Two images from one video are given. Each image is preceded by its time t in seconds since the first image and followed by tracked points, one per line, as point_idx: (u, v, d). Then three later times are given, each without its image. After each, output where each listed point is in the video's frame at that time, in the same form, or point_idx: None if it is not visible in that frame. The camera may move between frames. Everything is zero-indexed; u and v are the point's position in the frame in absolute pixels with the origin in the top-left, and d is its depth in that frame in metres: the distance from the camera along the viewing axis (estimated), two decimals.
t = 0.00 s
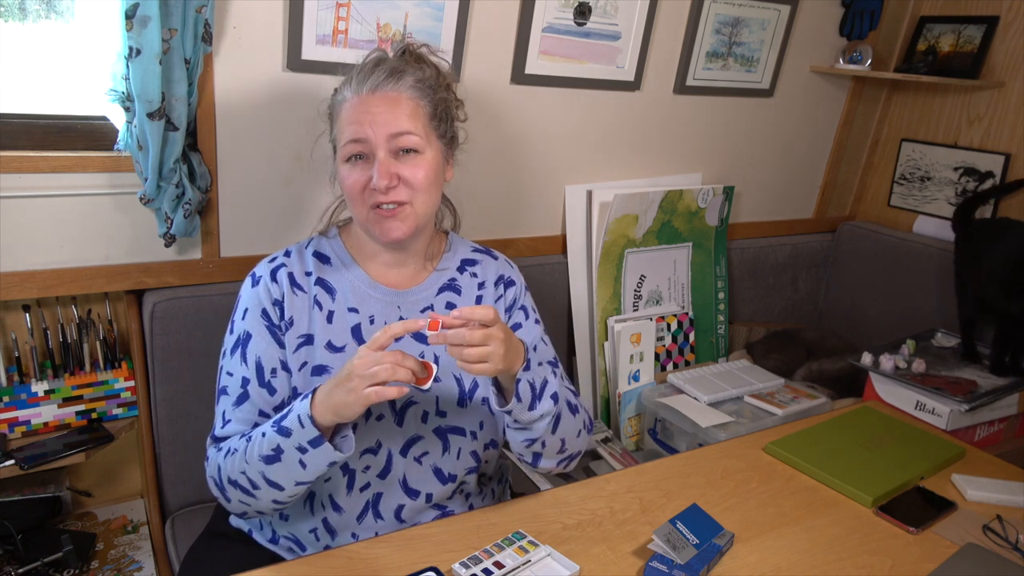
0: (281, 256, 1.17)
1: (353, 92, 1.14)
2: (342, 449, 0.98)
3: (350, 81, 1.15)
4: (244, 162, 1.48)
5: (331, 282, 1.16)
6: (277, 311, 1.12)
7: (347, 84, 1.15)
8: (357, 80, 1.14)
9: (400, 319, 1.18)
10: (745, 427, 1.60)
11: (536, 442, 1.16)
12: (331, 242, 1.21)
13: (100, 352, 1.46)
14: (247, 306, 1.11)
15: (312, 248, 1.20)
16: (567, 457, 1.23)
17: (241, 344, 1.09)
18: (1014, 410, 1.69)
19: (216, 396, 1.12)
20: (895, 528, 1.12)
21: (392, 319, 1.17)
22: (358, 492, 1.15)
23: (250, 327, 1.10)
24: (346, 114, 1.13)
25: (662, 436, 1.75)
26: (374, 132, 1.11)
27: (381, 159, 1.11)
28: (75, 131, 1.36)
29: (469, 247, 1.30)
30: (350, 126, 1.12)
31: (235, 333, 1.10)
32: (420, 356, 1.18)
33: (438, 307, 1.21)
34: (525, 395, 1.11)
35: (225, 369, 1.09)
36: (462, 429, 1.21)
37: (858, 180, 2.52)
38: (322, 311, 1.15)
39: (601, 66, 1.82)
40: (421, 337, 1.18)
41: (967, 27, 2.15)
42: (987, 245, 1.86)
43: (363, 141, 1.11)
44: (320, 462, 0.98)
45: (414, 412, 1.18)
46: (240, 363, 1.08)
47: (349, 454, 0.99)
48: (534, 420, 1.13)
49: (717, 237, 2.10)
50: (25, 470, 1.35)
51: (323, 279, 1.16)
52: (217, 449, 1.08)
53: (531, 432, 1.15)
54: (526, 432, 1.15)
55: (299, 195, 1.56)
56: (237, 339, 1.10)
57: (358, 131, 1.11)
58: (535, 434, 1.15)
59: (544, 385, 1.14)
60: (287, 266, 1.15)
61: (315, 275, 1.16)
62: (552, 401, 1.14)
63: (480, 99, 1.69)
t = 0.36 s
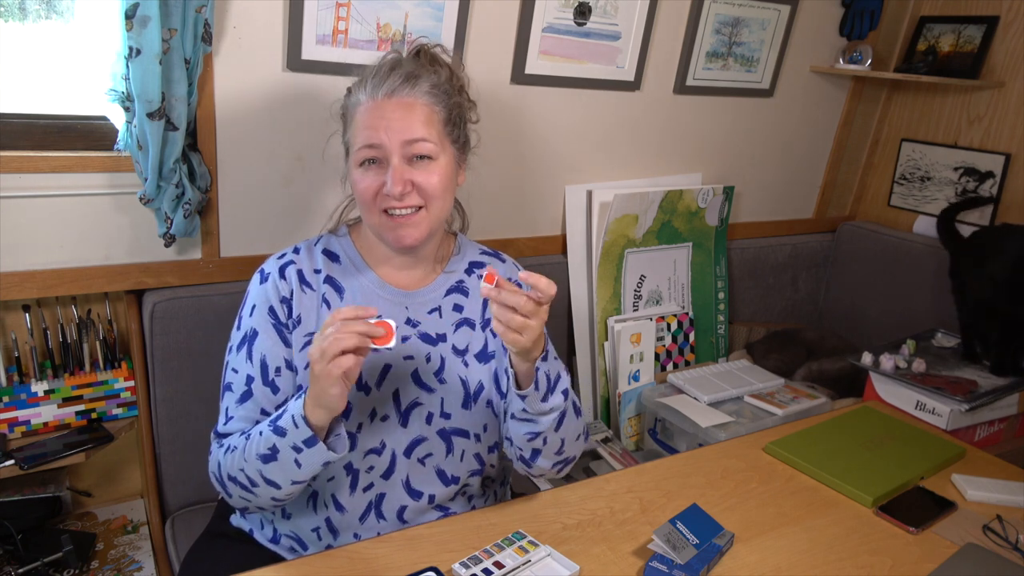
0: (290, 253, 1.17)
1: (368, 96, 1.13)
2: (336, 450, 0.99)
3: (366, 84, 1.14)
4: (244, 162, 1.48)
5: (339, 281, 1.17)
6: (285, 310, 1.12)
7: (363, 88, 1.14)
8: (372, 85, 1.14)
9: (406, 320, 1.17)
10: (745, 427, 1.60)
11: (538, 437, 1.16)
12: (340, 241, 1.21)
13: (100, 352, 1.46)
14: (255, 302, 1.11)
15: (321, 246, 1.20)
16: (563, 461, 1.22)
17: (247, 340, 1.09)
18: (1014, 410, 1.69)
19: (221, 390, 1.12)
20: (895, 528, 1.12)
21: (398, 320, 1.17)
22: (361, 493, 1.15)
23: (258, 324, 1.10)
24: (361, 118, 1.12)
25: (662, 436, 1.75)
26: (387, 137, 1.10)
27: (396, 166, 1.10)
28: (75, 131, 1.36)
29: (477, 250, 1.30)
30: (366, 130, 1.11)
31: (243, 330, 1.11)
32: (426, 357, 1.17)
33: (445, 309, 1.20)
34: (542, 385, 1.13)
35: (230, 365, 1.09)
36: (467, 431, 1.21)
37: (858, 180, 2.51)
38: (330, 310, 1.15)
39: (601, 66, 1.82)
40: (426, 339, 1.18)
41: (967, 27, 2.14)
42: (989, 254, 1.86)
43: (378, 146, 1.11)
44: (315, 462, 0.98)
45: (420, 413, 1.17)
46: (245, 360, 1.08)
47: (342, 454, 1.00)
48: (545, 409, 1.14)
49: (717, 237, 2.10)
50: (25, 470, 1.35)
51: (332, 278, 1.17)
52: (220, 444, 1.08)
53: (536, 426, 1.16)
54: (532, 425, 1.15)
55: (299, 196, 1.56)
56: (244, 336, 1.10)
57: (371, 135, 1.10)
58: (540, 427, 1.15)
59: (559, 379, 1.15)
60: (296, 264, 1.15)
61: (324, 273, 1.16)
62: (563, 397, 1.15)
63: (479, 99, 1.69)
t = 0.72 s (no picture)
0: (289, 255, 1.17)
1: (401, 124, 1.02)
2: (308, 459, 0.99)
3: (398, 103, 1.03)
4: (244, 162, 1.48)
5: (338, 282, 1.16)
6: (283, 311, 1.12)
7: (393, 109, 1.03)
8: (406, 111, 1.02)
9: (407, 318, 1.17)
10: (745, 427, 1.60)
11: (559, 444, 1.20)
12: (339, 243, 1.20)
13: (100, 352, 1.46)
14: (253, 304, 1.11)
15: (320, 247, 1.20)
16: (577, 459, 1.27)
17: (243, 341, 1.10)
18: (1014, 410, 1.69)
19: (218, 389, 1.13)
20: (895, 528, 1.12)
21: (399, 318, 1.17)
22: (363, 491, 1.15)
23: (254, 326, 1.10)
24: (389, 142, 1.02)
25: (662, 436, 1.75)
26: (420, 175, 1.01)
27: (422, 206, 1.03)
28: (75, 131, 1.36)
29: (478, 249, 1.30)
30: (395, 160, 1.01)
31: (239, 331, 1.11)
32: (427, 355, 1.17)
33: (446, 307, 1.20)
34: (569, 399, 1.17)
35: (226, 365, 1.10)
36: (469, 429, 1.21)
37: (858, 180, 2.51)
38: (329, 311, 1.15)
39: (601, 66, 1.82)
40: (426, 337, 1.18)
41: (967, 27, 2.15)
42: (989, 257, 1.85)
43: (406, 181, 1.02)
44: (289, 470, 0.98)
45: (422, 411, 1.17)
46: (239, 361, 1.09)
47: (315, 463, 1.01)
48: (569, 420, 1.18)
49: (717, 237, 2.10)
50: (25, 470, 1.35)
51: (330, 279, 1.16)
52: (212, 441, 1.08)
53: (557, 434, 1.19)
54: (554, 433, 1.19)
55: (299, 196, 1.56)
56: (240, 337, 1.10)
57: (402, 170, 1.01)
58: (562, 436, 1.19)
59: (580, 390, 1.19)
60: (295, 265, 1.15)
61: (323, 274, 1.16)
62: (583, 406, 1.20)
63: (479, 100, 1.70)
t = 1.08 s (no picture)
0: (284, 260, 1.15)
1: (421, 142, 1.01)
2: (266, 542, 0.95)
3: (416, 118, 1.02)
4: (243, 163, 1.47)
5: (335, 287, 1.15)
6: (276, 318, 1.10)
7: (413, 126, 1.02)
8: (427, 129, 1.01)
9: (406, 321, 1.17)
10: (745, 427, 1.60)
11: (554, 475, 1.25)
12: (335, 247, 1.19)
13: (100, 352, 1.46)
14: (245, 310, 1.10)
15: (316, 251, 1.18)
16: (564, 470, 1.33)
17: (232, 347, 1.09)
18: (1014, 410, 1.69)
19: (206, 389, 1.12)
20: (895, 528, 1.12)
21: (398, 322, 1.16)
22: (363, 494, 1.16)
23: (244, 332, 1.09)
24: (406, 160, 1.01)
25: (662, 436, 1.75)
26: (437, 196, 1.01)
27: (434, 224, 1.02)
28: (75, 131, 1.36)
29: (476, 251, 1.31)
30: (411, 178, 1.00)
31: (231, 335, 1.10)
32: (426, 358, 1.17)
33: (444, 310, 1.21)
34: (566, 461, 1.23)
35: (216, 367, 1.09)
36: (469, 431, 1.19)
37: (858, 180, 2.52)
38: (325, 316, 1.13)
39: (601, 66, 1.82)
40: (425, 340, 1.18)
41: (967, 27, 2.15)
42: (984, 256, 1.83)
43: (419, 201, 1.01)
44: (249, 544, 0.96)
45: (421, 414, 1.16)
46: (227, 366, 1.08)
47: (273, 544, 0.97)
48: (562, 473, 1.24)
49: (717, 237, 2.10)
50: (25, 470, 1.35)
51: (326, 283, 1.14)
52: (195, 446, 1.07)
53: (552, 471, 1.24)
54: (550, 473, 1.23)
55: (299, 196, 1.56)
56: (230, 342, 1.09)
57: (420, 191, 1.00)
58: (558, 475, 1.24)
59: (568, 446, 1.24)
60: (289, 271, 1.13)
61: (319, 279, 1.14)
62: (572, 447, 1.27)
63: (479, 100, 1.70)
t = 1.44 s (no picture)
0: (280, 260, 1.15)
1: (431, 147, 1.01)
2: None
3: (425, 123, 1.02)
4: (243, 163, 1.47)
5: (332, 286, 1.14)
6: (272, 319, 1.10)
7: (423, 130, 1.01)
8: (438, 134, 1.01)
9: (404, 319, 1.17)
10: (745, 427, 1.60)
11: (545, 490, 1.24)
12: (332, 246, 1.19)
13: (100, 352, 1.46)
14: (241, 312, 1.09)
15: (312, 251, 1.18)
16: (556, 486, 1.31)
17: (228, 348, 1.08)
18: (1014, 410, 1.68)
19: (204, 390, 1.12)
20: (895, 528, 1.12)
21: (396, 319, 1.16)
22: (362, 493, 1.16)
23: (240, 333, 1.09)
24: (417, 165, 1.00)
25: (662, 436, 1.75)
26: (449, 202, 1.01)
27: (444, 229, 1.02)
28: (75, 131, 1.36)
29: (475, 249, 1.31)
30: (421, 183, 1.00)
31: (227, 336, 1.10)
32: (425, 356, 1.17)
33: (443, 308, 1.20)
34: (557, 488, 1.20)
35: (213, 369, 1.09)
36: (468, 429, 1.20)
37: (858, 180, 2.52)
38: (323, 315, 1.13)
39: (601, 66, 1.82)
40: (424, 338, 1.18)
41: (967, 27, 2.15)
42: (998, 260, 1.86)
43: (430, 207, 1.01)
44: None
45: (420, 413, 1.16)
46: (224, 368, 1.08)
47: None
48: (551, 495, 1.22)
49: (717, 237, 2.10)
50: (25, 470, 1.35)
51: (323, 283, 1.14)
52: (194, 456, 1.07)
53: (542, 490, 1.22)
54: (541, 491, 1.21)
55: (299, 196, 1.56)
56: (226, 343, 1.09)
57: (432, 197, 1.00)
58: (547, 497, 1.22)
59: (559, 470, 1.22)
60: (285, 271, 1.13)
61: (315, 279, 1.14)
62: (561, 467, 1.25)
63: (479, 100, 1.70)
